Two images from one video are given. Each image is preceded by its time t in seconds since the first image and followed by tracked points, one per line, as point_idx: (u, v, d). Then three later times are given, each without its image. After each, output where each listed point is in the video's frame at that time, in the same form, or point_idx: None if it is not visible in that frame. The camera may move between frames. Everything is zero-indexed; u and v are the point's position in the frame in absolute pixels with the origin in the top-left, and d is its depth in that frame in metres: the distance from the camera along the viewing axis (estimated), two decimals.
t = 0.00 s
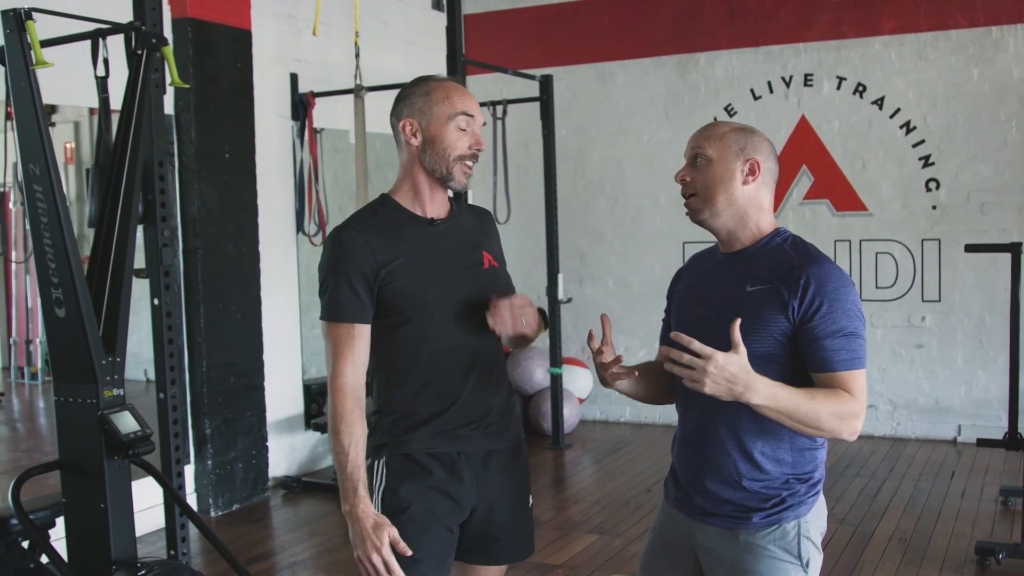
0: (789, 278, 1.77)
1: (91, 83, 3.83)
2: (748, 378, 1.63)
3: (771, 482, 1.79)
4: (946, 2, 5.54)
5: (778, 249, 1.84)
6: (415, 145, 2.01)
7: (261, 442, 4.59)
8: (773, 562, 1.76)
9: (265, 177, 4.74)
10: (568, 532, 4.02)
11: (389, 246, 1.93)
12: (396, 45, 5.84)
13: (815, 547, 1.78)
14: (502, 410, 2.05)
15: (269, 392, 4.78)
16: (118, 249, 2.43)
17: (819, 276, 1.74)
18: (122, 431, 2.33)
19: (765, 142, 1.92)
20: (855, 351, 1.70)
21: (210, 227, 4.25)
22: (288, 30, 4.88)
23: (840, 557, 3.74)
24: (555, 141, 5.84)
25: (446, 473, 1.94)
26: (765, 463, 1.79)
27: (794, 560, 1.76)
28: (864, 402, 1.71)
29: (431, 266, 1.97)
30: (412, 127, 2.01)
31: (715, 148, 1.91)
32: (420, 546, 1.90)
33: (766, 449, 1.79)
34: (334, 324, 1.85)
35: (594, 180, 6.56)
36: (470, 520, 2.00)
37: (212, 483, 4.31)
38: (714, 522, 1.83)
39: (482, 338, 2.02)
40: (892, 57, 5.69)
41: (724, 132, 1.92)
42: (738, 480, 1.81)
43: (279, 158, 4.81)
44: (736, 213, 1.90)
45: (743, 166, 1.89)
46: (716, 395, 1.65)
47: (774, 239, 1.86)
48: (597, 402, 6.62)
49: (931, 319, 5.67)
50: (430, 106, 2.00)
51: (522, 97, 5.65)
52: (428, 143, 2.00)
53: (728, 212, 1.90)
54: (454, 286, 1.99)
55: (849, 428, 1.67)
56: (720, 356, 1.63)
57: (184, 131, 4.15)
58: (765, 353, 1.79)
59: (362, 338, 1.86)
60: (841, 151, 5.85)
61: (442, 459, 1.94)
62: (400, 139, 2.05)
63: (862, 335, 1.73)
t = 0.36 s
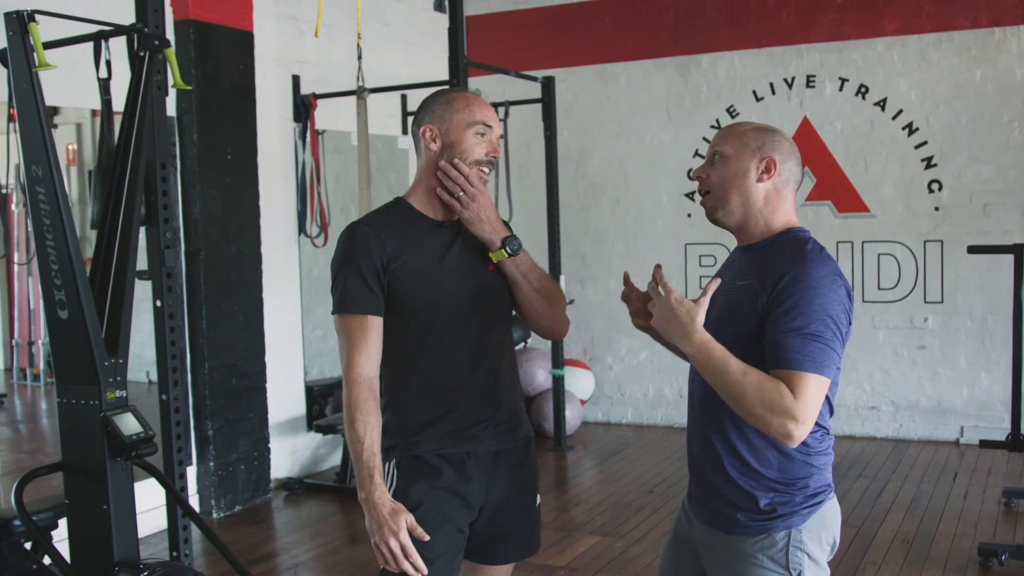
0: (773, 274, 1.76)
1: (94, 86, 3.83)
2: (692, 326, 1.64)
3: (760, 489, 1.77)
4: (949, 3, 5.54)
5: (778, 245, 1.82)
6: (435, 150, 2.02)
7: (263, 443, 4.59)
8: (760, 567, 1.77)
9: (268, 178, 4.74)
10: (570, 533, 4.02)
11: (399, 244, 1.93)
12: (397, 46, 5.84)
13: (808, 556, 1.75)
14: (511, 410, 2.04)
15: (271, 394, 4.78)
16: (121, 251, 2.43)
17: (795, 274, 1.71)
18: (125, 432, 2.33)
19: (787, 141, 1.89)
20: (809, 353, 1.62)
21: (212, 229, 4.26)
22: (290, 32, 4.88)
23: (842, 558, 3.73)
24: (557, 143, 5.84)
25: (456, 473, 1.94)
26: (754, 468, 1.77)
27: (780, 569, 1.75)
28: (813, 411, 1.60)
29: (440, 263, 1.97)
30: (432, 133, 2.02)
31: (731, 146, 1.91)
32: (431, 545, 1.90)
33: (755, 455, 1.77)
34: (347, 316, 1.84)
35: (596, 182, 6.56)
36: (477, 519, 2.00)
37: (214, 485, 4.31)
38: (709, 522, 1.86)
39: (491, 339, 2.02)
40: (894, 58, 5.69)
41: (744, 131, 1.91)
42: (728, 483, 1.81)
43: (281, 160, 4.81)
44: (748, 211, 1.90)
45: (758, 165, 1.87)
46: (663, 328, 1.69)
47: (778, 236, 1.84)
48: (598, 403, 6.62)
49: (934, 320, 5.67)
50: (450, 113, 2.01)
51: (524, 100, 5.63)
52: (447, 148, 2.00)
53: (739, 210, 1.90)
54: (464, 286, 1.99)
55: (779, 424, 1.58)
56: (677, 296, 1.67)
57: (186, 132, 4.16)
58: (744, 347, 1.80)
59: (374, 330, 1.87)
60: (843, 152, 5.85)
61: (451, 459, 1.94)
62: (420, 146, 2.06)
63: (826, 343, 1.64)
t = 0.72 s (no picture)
0: (747, 287, 1.74)
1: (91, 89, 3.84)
2: (661, 372, 1.68)
3: (741, 489, 1.77)
4: (947, 2, 5.54)
5: (754, 253, 1.79)
6: (434, 150, 2.01)
7: (262, 445, 4.59)
8: (744, 565, 1.77)
9: (267, 180, 4.74)
10: (570, 534, 4.02)
11: (397, 243, 1.94)
12: (396, 47, 5.84)
13: (792, 555, 1.74)
14: (509, 412, 2.04)
15: (270, 396, 4.78)
16: (119, 253, 2.43)
17: (772, 287, 1.68)
18: (124, 434, 2.33)
19: (764, 140, 1.87)
20: (790, 373, 1.63)
21: (211, 230, 4.26)
22: (288, 33, 4.88)
23: (842, 558, 3.73)
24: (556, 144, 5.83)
25: (451, 474, 1.94)
26: (736, 468, 1.77)
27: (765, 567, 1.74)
28: (797, 430, 1.62)
29: (437, 263, 1.97)
30: (431, 134, 2.02)
31: (710, 153, 1.89)
32: (425, 546, 1.90)
33: (736, 453, 1.77)
34: (340, 315, 1.86)
35: (595, 182, 6.56)
36: (475, 520, 2.00)
37: (214, 487, 4.31)
38: (699, 520, 1.86)
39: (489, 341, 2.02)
40: (892, 57, 5.69)
41: (719, 134, 1.90)
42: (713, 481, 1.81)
43: (280, 162, 4.82)
44: (733, 218, 1.88)
45: (739, 169, 1.86)
46: (633, 378, 1.72)
47: (759, 242, 1.81)
48: (598, 404, 6.62)
49: (933, 319, 5.67)
50: (450, 115, 2.00)
51: (522, 100, 5.62)
52: (446, 147, 2.00)
53: (724, 215, 1.89)
54: (461, 287, 1.99)
55: (764, 450, 1.63)
56: (640, 346, 1.69)
57: (185, 134, 4.16)
58: (727, 355, 1.79)
59: (368, 329, 1.87)
60: (841, 152, 5.85)
61: (446, 460, 1.94)
62: (420, 146, 2.06)
63: (808, 358, 1.64)
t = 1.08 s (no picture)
0: (752, 281, 1.75)
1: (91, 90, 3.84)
2: (672, 372, 1.65)
3: (734, 485, 1.77)
4: (946, 2, 5.54)
5: (749, 251, 1.81)
6: (431, 152, 2.01)
7: (261, 446, 4.58)
8: (736, 563, 1.75)
9: (265, 181, 4.74)
10: (569, 535, 4.02)
11: (392, 244, 1.94)
12: (394, 48, 5.84)
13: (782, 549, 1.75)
14: (504, 413, 2.04)
15: (269, 397, 4.78)
16: (117, 254, 2.43)
17: (779, 280, 1.71)
18: (122, 436, 2.33)
19: (745, 143, 1.88)
20: (805, 363, 1.66)
21: (209, 231, 4.25)
22: (286, 34, 4.88)
23: (841, 558, 3.73)
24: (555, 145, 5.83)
25: (445, 476, 1.94)
26: (728, 464, 1.78)
27: (759, 562, 1.73)
28: (812, 417, 1.66)
29: (431, 265, 1.97)
30: (428, 135, 2.02)
31: (694, 154, 1.88)
32: (419, 547, 1.90)
33: (728, 447, 1.78)
34: (336, 315, 1.86)
35: (594, 183, 6.56)
36: (470, 522, 1.99)
37: (212, 488, 4.31)
38: (683, 522, 1.83)
39: (483, 344, 2.02)
40: (891, 57, 5.69)
41: (701, 137, 1.88)
42: (700, 477, 1.80)
43: (278, 163, 4.82)
44: (716, 219, 1.87)
45: (722, 171, 1.86)
46: (643, 382, 1.68)
47: (748, 242, 1.83)
48: (597, 405, 6.62)
49: (932, 320, 5.67)
50: (446, 117, 2.00)
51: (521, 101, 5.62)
52: (442, 149, 2.00)
53: (707, 215, 1.87)
54: (456, 290, 1.98)
55: (784, 440, 1.64)
56: (648, 348, 1.66)
57: (183, 135, 4.16)
58: (723, 352, 1.78)
59: (363, 330, 1.88)
60: (840, 153, 5.85)
61: (440, 461, 1.94)
62: (417, 147, 2.06)
63: (818, 347, 1.68)
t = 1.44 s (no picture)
0: (772, 282, 1.76)
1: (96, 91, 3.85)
2: (717, 362, 1.63)
3: (744, 485, 1.77)
4: (951, 4, 5.53)
5: (762, 254, 1.82)
6: (432, 153, 2.02)
7: (265, 447, 4.59)
8: (747, 565, 1.75)
9: (269, 182, 4.74)
10: (572, 536, 4.02)
11: (394, 246, 1.94)
12: (399, 49, 5.85)
13: (789, 549, 1.77)
14: (507, 414, 2.04)
15: (274, 397, 4.79)
16: (123, 255, 2.43)
17: (801, 282, 1.73)
18: (128, 436, 2.33)
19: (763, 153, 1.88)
20: (828, 361, 1.68)
21: (214, 232, 4.26)
22: (291, 35, 4.89)
23: (846, 560, 3.73)
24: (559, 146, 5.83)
25: (449, 476, 1.94)
26: (738, 464, 1.78)
27: (769, 562, 1.74)
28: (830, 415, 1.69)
29: (434, 267, 1.97)
30: (429, 136, 2.02)
31: (741, 165, 1.81)
32: (423, 548, 1.90)
33: (736, 447, 1.78)
34: (339, 318, 1.86)
35: (598, 184, 6.56)
36: (473, 522, 1.99)
37: (216, 488, 4.31)
38: (689, 524, 1.81)
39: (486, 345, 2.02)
40: (896, 58, 5.68)
41: (742, 147, 1.82)
42: (710, 478, 1.79)
43: (283, 163, 4.82)
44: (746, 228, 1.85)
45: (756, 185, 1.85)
46: (687, 375, 1.64)
47: (760, 246, 1.83)
48: (601, 406, 6.61)
49: (936, 321, 5.66)
50: (446, 117, 2.00)
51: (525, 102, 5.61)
52: (443, 150, 2.00)
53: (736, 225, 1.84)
54: (460, 292, 1.99)
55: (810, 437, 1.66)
56: (695, 338, 1.63)
57: (188, 136, 4.17)
58: (738, 352, 1.77)
59: (367, 332, 1.88)
60: (845, 154, 5.84)
61: (444, 462, 1.94)
62: (418, 149, 2.06)
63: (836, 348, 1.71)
